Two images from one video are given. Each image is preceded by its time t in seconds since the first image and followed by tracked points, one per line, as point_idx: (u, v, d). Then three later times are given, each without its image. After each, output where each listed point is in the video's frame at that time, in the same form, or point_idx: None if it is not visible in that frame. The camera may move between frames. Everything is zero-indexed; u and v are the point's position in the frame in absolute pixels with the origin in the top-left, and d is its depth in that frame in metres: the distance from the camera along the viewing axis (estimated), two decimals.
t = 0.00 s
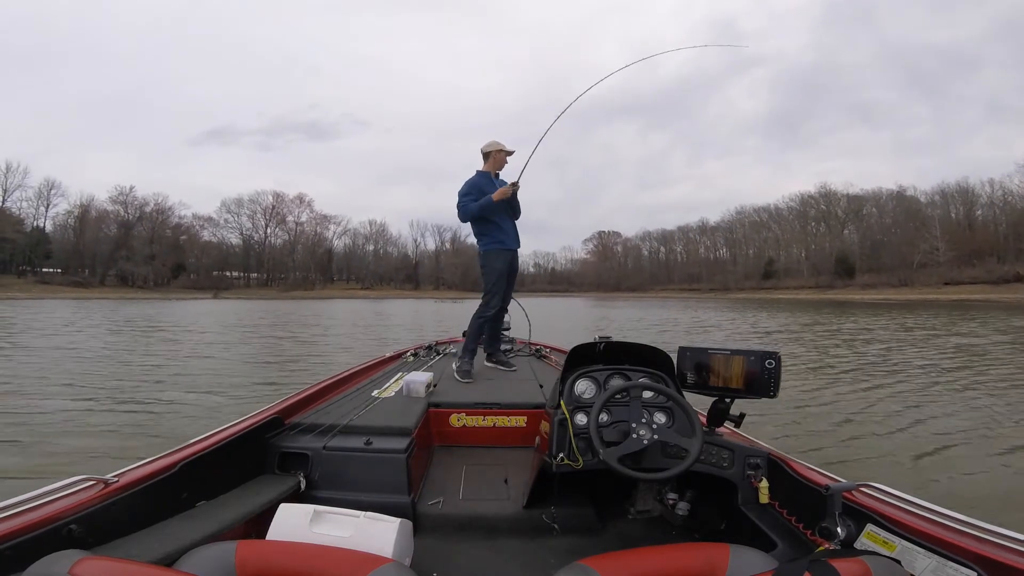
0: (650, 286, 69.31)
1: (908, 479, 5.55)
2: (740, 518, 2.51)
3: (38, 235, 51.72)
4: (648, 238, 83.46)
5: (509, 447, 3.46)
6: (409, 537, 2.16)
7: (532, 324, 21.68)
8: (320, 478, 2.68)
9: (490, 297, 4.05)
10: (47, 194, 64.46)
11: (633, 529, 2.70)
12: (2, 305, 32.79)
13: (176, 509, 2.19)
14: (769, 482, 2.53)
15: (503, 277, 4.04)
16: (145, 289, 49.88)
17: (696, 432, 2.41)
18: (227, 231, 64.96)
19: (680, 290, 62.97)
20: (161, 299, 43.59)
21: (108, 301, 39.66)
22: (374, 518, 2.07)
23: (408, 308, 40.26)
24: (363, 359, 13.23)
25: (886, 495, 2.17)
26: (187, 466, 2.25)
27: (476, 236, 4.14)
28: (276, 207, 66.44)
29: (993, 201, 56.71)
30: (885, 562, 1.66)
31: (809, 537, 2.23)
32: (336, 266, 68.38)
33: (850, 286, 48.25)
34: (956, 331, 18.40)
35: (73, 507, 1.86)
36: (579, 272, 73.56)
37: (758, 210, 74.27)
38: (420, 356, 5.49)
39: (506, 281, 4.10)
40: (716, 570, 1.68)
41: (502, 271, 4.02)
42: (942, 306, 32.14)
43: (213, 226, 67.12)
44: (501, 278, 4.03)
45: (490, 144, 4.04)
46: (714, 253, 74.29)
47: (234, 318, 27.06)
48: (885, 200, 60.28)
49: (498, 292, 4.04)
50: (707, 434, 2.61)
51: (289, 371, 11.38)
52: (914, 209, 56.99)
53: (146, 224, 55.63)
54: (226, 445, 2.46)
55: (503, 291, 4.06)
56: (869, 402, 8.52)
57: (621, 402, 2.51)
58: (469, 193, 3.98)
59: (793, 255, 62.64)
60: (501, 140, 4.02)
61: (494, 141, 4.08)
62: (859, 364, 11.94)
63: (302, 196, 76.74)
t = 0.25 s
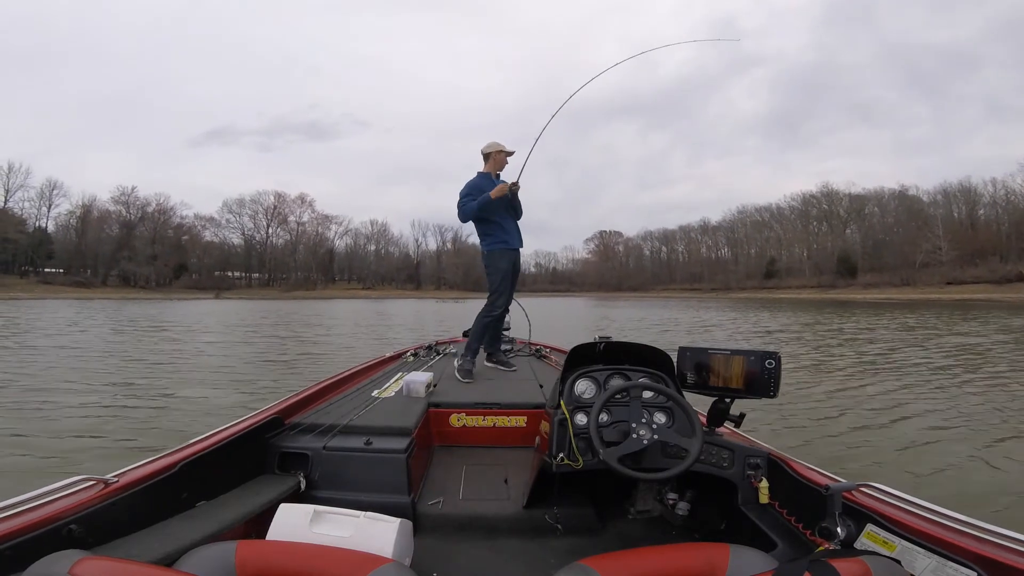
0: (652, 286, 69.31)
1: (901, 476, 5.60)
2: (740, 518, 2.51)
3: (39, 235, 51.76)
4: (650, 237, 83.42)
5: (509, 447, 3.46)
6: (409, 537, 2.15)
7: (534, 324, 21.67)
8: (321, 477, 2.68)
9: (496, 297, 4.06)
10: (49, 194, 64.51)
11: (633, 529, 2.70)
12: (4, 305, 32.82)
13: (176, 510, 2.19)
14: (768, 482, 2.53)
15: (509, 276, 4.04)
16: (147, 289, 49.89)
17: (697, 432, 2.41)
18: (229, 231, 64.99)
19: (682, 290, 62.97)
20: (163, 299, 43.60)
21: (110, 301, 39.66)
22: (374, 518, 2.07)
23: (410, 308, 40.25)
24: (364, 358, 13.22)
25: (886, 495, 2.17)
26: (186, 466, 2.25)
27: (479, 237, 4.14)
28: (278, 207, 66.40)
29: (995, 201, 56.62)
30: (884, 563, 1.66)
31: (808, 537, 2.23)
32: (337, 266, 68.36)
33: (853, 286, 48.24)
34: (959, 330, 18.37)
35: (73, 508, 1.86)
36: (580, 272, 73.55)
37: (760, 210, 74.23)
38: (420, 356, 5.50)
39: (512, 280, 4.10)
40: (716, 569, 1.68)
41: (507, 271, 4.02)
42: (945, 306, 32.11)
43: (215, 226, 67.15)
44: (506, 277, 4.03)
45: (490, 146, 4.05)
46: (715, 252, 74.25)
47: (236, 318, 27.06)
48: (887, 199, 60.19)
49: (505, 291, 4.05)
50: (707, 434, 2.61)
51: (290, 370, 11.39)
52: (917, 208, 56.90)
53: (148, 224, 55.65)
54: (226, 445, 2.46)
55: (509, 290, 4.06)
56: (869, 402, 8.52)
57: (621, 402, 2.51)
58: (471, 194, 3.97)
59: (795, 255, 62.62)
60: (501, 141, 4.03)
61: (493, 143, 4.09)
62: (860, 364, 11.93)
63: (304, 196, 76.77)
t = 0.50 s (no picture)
0: (653, 286, 69.29)
1: (897, 475, 5.67)
2: (739, 517, 2.51)
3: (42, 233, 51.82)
4: (651, 238, 83.37)
5: (509, 447, 3.46)
6: (409, 538, 2.15)
7: (535, 324, 21.70)
8: (320, 478, 2.68)
9: (498, 296, 4.06)
10: (51, 192, 64.55)
11: (633, 529, 2.70)
12: (7, 303, 32.84)
13: (176, 508, 2.19)
14: (769, 482, 2.54)
15: (511, 276, 4.03)
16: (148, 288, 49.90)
17: (696, 432, 2.41)
18: (231, 229, 65.05)
19: (684, 290, 62.95)
20: (165, 297, 43.55)
21: (112, 299, 39.70)
22: (374, 518, 2.07)
23: (413, 307, 40.27)
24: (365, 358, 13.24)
25: (885, 494, 2.18)
26: (186, 466, 2.25)
27: (481, 237, 4.14)
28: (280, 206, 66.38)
29: (999, 203, 56.52)
30: (884, 563, 1.66)
31: (808, 537, 2.24)
32: (339, 265, 68.37)
33: (855, 288, 48.20)
34: (960, 332, 18.36)
35: (73, 507, 1.86)
36: (582, 272, 73.56)
37: (762, 210, 74.18)
38: (420, 356, 5.50)
39: (513, 280, 4.09)
40: (716, 570, 1.68)
41: (509, 271, 4.02)
42: (948, 308, 32.05)
43: (217, 225, 67.19)
44: (508, 277, 4.02)
45: (491, 146, 4.05)
46: (717, 253, 74.22)
47: (237, 317, 27.09)
48: (890, 200, 60.12)
49: (507, 291, 4.04)
50: (708, 435, 2.60)
51: (291, 369, 11.39)
52: (919, 210, 56.83)
53: (150, 222, 55.69)
54: (226, 444, 2.47)
55: (511, 289, 4.06)
56: (868, 403, 8.54)
57: (621, 402, 2.51)
58: (472, 194, 3.97)
59: (797, 255, 62.60)
60: (502, 141, 4.03)
61: (495, 142, 4.09)
62: (861, 365, 11.92)
63: (306, 195, 76.80)
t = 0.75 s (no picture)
0: (654, 286, 69.30)
1: (896, 474, 5.71)
2: (740, 516, 2.51)
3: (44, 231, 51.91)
4: (653, 238, 83.41)
5: (508, 447, 3.47)
6: (409, 538, 2.15)
7: (536, 324, 21.72)
8: (320, 478, 2.68)
9: (495, 296, 4.06)
10: (53, 191, 64.64)
11: (633, 529, 2.69)
12: (9, 301, 32.89)
13: (176, 509, 2.20)
14: (768, 483, 2.54)
15: (509, 276, 4.03)
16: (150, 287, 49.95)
17: (696, 432, 2.41)
18: (232, 229, 65.11)
19: (685, 290, 62.95)
20: (166, 296, 43.61)
21: (114, 298, 39.73)
22: (374, 518, 2.07)
23: (415, 307, 40.35)
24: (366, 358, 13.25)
25: (884, 495, 2.18)
26: (186, 466, 2.25)
27: (481, 236, 4.14)
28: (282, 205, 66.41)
29: (1001, 205, 56.47)
30: (884, 562, 1.66)
31: (808, 537, 2.24)
32: (340, 265, 68.40)
33: (857, 289, 48.19)
34: (961, 335, 18.35)
35: (73, 507, 1.86)
36: (583, 271, 73.61)
37: (764, 211, 74.19)
38: (420, 356, 5.50)
39: (511, 280, 4.09)
40: (716, 570, 1.68)
41: (509, 272, 4.02)
42: (951, 310, 32.04)
43: (219, 224, 67.26)
44: (507, 278, 4.03)
45: (492, 145, 4.05)
46: (718, 253, 74.23)
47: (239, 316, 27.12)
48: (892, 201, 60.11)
49: (505, 291, 4.03)
50: (707, 434, 2.60)
51: (292, 368, 11.41)
52: (922, 211, 56.81)
53: (152, 221, 55.76)
54: (227, 444, 2.47)
55: (508, 290, 4.06)
56: (869, 403, 8.56)
57: (622, 402, 2.51)
58: (473, 193, 3.97)
59: (798, 256, 62.59)
60: (504, 141, 4.03)
61: (495, 143, 4.09)
62: (862, 366, 11.92)
63: (308, 195, 76.83)
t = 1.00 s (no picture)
0: (656, 286, 69.30)
1: (893, 473, 5.74)
2: (739, 517, 2.51)
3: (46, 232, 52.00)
4: (654, 238, 83.42)
5: (509, 447, 3.46)
6: (409, 538, 2.15)
7: (537, 324, 21.74)
8: (320, 478, 2.68)
9: (488, 296, 4.05)
10: (55, 191, 64.75)
11: (633, 529, 2.69)
12: (11, 301, 32.94)
13: (175, 509, 2.20)
14: (768, 482, 2.54)
15: (504, 276, 4.03)
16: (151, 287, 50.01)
17: (696, 432, 2.41)
18: (234, 229, 65.19)
19: (686, 291, 62.95)
20: (168, 297, 43.68)
21: (115, 298, 39.78)
22: (374, 518, 2.07)
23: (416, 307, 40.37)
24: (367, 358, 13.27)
25: (884, 495, 2.18)
26: (186, 466, 2.25)
27: (478, 235, 4.13)
28: (283, 205, 66.46)
29: (1003, 206, 56.41)
30: (884, 563, 1.66)
31: (807, 537, 2.24)
32: (341, 265, 68.44)
33: (859, 289, 48.17)
34: (962, 335, 18.34)
35: (72, 507, 1.86)
36: (584, 271, 73.64)
37: (765, 211, 74.18)
38: (420, 356, 5.50)
39: (507, 281, 4.09)
40: (716, 570, 1.67)
41: (506, 273, 4.02)
42: (953, 310, 32.00)
43: (220, 224, 67.33)
44: (504, 279, 4.03)
45: (493, 144, 4.05)
46: (719, 254, 74.23)
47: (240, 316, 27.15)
48: (893, 201, 60.07)
49: (501, 291, 4.03)
50: (707, 434, 2.60)
51: (293, 368, 11.43)
52: (923, 211, 56.78)
53: (154, 222, 55.83)
54: (228, 444, 2.47)
55: (502, 291, 4.05)
56: (869, 403, 8.58)
57: (622, 402, 2.51)
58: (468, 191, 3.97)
59: (800, 256, 62.56)
60: (503, 140, 4.03)
61: (496, 141, 4.09)
62: (862, 366, 11.92)
63: (309, 195, 76.89)
